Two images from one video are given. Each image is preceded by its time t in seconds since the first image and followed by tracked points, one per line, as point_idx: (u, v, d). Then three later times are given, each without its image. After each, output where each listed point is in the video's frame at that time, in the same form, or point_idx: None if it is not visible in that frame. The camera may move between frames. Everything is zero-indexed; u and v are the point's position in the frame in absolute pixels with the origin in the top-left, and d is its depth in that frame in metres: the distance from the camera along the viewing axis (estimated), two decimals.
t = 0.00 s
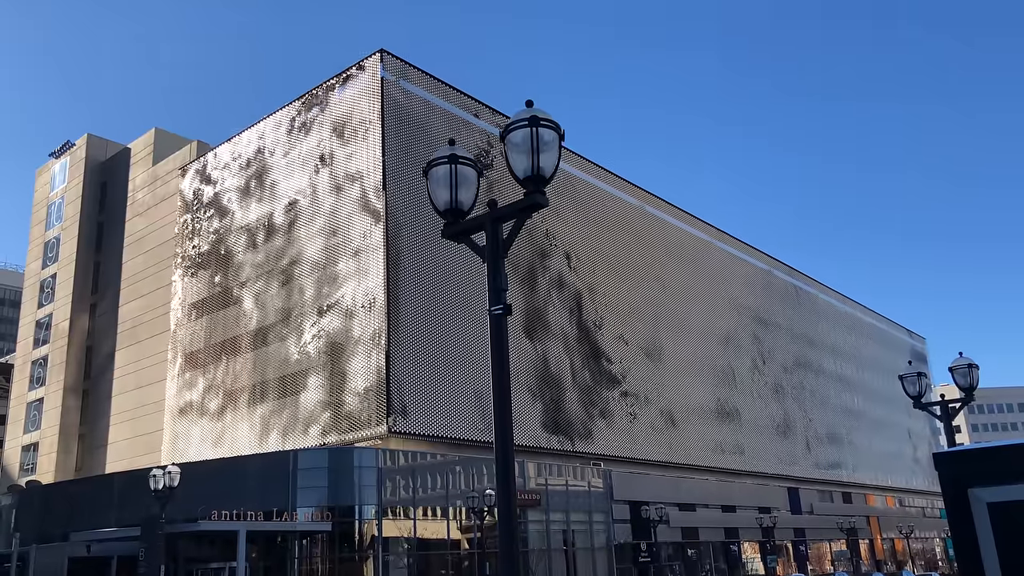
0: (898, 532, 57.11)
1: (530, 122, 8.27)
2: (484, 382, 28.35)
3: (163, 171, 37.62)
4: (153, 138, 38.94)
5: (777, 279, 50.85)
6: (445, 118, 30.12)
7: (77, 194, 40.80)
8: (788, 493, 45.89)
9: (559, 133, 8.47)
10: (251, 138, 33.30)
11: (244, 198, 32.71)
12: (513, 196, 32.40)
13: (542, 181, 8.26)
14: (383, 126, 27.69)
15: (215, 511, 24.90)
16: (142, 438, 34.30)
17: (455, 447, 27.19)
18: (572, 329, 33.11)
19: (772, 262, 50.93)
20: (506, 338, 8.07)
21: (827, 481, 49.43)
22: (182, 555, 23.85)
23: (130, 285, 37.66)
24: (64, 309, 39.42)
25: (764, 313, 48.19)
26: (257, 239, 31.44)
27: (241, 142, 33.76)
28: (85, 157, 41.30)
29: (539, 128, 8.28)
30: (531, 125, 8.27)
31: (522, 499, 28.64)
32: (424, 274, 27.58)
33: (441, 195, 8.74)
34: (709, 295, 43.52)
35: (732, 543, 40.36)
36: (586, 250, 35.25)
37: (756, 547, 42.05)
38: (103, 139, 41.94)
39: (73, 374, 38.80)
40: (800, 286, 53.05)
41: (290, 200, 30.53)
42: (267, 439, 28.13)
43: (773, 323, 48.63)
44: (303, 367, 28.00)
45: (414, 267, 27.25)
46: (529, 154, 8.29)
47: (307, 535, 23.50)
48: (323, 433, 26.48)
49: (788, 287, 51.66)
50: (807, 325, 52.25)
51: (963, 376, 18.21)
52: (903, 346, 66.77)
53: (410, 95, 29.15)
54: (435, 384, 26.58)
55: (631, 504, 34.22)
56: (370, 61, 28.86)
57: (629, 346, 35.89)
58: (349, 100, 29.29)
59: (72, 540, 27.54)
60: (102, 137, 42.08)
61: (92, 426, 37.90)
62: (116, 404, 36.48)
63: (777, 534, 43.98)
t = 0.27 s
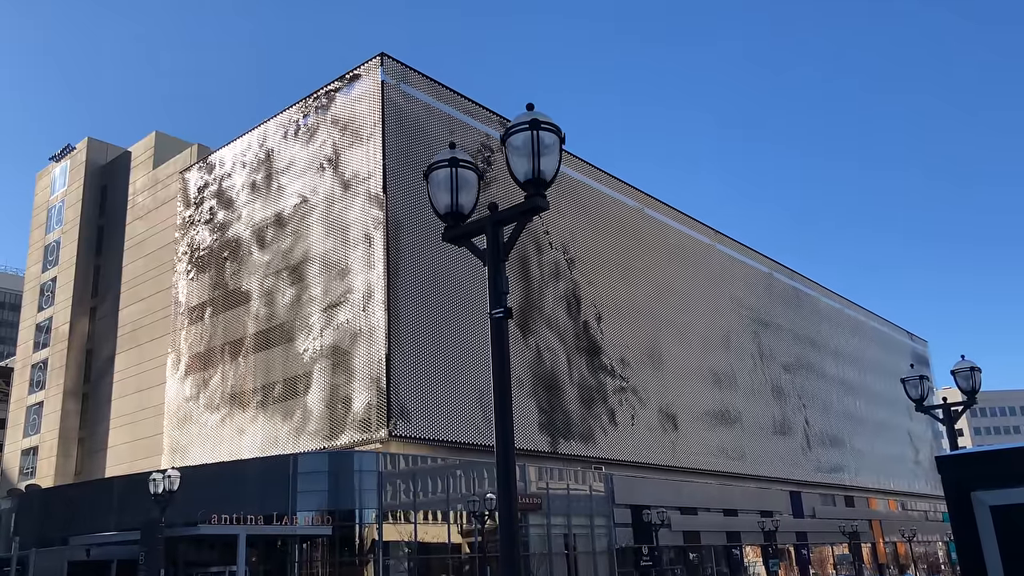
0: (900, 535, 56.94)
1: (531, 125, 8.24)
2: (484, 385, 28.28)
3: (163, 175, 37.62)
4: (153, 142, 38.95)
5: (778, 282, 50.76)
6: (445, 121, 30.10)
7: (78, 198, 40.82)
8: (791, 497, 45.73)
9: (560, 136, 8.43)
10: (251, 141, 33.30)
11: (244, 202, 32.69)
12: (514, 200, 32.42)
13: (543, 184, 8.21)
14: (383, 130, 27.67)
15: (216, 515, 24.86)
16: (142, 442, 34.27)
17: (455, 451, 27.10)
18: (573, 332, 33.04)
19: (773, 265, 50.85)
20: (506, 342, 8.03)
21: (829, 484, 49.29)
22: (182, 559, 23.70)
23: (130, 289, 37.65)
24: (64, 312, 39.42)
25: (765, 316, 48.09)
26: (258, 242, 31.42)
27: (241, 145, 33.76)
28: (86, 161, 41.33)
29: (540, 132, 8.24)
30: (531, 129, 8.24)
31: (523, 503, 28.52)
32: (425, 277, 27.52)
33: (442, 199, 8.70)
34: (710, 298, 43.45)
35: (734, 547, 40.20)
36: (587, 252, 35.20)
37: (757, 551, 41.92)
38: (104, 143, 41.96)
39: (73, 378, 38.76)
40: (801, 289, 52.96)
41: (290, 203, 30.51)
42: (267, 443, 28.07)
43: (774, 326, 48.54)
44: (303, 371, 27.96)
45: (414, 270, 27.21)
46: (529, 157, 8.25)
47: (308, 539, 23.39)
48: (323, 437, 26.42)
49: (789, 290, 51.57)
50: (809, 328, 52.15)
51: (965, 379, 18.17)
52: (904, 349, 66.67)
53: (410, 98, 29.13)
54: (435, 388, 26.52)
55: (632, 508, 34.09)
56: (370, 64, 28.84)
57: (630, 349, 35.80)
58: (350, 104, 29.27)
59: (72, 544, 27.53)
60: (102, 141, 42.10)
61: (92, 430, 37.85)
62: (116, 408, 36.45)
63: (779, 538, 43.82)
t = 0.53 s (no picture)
0: (900, 535, 56.96)
1: (532, 125, 8.28)
2: (484, 385, 28.30)
3: (165, 174, 37.67)
4: (155, 141, 39.00)
5: (779, 282, 50.77)
6: (447, 121, 30.13)
7: (80, 197, 40.86)
8: (791, 496, 45.72)
9: (561, 136, 8.46)
10: (252, 141, 33.36)
11: (246, 201, 32.72)
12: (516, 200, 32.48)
13: (544, 184, 8.23)
14: (385, 129, 27.72)
15: (218, 514, 24.84)
16: (143, 441, 34.32)
17: (456, 450, 27.11)
18: (574, 331, 33.04)
19: (773, 265, 50.86)
20: (508, 342, 8.04)
21: (829, 484, 49.30)
22: (183, 558, 23.88)
23: (131, 288, 37.70)
24: (66, 311, 39.48)
25: (766, 316, 48.10)
26: (259, 242, 31.45)
27: (243, 144, 33.80)
28: (88, 160, 41.37)
29: (541, 132, 8.27)
30: (533, 129, 8.27)
31: (524, 502, 28.53)
32: (425, 276, 27.54)
33: (443, 198, 8.72)
34: (710, 298, 43.46)
35: (734, 547, 40.20)
36: (587, 252, 35.20)
37: (757, 551, 41.95)
38: (106, 142, 42.00)
39: (75, 377, 38.81)
40: (801, 289, 52.97)
41: (292, 203, 30.54)
42: (268, 442, 28.12)
43: (775, 325, 48.54)
44: (304, 370, 27.98)
45: (414, 270, 27.20)
46: (531, 157, 8.28)
47: (309, 538, 23.43)
48: (324, 436, 26.46)
49: (789, 290, 51.59)
50: (809, 328, 52.16)
51: (966, 380, 18.17)
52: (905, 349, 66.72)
53: (412, 98, 29.16)
54: (436, 387, 26.54)
55: (633, 508, 34.11)
56: (372, 64, 28.88)
57: (630, 349, 35.80)
58: (352, 103, 29.31)
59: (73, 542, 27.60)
60: (104, 140, 42.15)
61: (93, 429, 37.89)
62: (117, 407, 36.50)
63: (779, 538, 43.84)
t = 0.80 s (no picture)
0: (901, 537, 56.93)
1: (534, 126, 8.29)
2: (485, 386, 28.31)
3: (167, 175, 37.70)
4: (156, 142, 39.03)
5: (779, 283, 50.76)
6: (448, 122, 30.15)
7: (82, 197, 40.90)
8: (792, 497, 45.69)
9: (563, 137, 8.47)
10: (253, 141, 33.39)
11: (247, 201, 32.74)
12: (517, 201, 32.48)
13: (545, 185, 8.24)
14: (386, 130, 27.73)
15: (219, 514, 24.85)
16: (144, 441, 34.34)
17: (457, 451, 27.12)
18: (574, 332, 33.04)
19: (774, 266, 50.85)
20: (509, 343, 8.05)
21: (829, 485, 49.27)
22: (184, 558, 23.91)
23: (133, 288, 37.74)
24: (68, 312, 39.53)
25: (767, 317, 48.10)
26: (261, 242, 31.46)
27: (244, 144, 33.82)
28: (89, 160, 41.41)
29: (543, 133, 8.28)
30: (534, 130, 8.28)
31: (525, 503, 28.52)
32: (427, 276, 27.55)
33: (444, 199, 8.73)
34: (711, 299, 43.46)
35: (735, 548, 40.17)
36: (588, 253, 35.21)
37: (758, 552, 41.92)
38: (107, 142, 42.03)
39: (76, 377, 38.85)
40: (802, 290, 52.97)
41: (293, 204, 30.56)
42: (269, 443, 28.13)
43: (775, 326, 48.53)
44: (305, 371, 27.99)
45: (415, 271, 27.20)
46: (532, 158, 8.29)
47: (310, 538, 23.40)
48: (325, 437, 26.47)
49: (790, 291, 51.59)
50: (810, 329, 52.16)
51: (967, 381, 18.15)
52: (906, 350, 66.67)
53: (414, 99, 29.17)
54: (437, 387, 26.55)
55: (633, 509, 34.10)
56: (373, 65, 28.89)
57: (630, 350, 35.79)
58: (353, 104, 29.32)
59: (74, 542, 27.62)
60: (106, 140, 42.19)
61: (94, 429, 37.91)
62: (118, 407, 36.53)
63: (780, 539, 43.81)
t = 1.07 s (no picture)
0: (901, 537, 56.93)
1: (533, 126, 8.26)
2: (485, 386, 28.29)
3: (166, 175, 37.67)
4: (155, 142, 39.01)
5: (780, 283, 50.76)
6: (448, 122, 30.13)
7: (80, 197, 40.87)
8: (792, 497, 45.67)
9: (562, 137, 8.44)
10: (252, 141, 33.37)
11: (246, 201, 32.71)
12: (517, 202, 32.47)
13: (545, 185, 8.22)
14: (385, 130, 27.70)
15: (218, 515, 24.84)
16: (144, 442, 34.31)
17: (457, 451, 27.09)
18: (574, 333, 33.00)
19: (774, 266, 50.86)
20: (508, 343, 8.03)
21: (829, 485, 49.24)
22: (183, 559, 23.88)
23: (132, 288, 37.70)
24: (67, 312, 39.50)
25: (767, 317, 48.09)
26: (260, 242, 31.45)
27: (243, 144, 33.81)
28: (88, 160, 41.39)
29: (542, 132, 8.26)
30: (534, 129, 8.26)
31: (525, 503, 28.51)
32: (426, 276, 27.52)
33: (444, 199, 8.71)
34: (711, 299, 43.47)
35: (735, 548, 40.16)
36: (588, 253, 35.18)
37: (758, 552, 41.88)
38: (106, 143, 42.01)
39: (75, 378, 38.79)
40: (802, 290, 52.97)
41: (292, 204, 30.54)
42: (269, 444, 28.11)
43: (775, 326, 48.49)
44: (305, 371, 27.96)
45: (415, 271, 27.16)
46: (531, 158, 8.27)
47: (309, 539, 23.38)
48: (324, 437, 26.46)
49: (790, 291, 51.59)
50: (810, 329, 52.17)
51: (967, 381, 18.14)
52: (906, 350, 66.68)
53: (413, 99, 29.15)
54: (436, 388, 26.54)
55: (633, 509, 34.09)
56: (373, 65, 28.86)
57: (630, 351, 35.74)
58: (352, 104, 29.29)
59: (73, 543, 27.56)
60: (105, 141, 42.16)
61: (94, 429, 37.88)
62: (118, 408, 36.50)
63: (780, 539, 43.80)
